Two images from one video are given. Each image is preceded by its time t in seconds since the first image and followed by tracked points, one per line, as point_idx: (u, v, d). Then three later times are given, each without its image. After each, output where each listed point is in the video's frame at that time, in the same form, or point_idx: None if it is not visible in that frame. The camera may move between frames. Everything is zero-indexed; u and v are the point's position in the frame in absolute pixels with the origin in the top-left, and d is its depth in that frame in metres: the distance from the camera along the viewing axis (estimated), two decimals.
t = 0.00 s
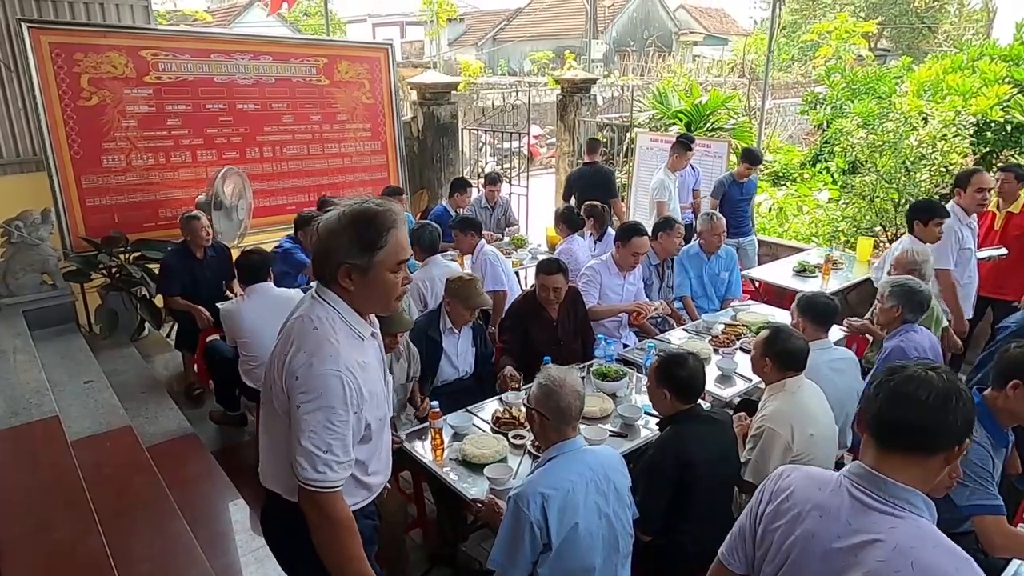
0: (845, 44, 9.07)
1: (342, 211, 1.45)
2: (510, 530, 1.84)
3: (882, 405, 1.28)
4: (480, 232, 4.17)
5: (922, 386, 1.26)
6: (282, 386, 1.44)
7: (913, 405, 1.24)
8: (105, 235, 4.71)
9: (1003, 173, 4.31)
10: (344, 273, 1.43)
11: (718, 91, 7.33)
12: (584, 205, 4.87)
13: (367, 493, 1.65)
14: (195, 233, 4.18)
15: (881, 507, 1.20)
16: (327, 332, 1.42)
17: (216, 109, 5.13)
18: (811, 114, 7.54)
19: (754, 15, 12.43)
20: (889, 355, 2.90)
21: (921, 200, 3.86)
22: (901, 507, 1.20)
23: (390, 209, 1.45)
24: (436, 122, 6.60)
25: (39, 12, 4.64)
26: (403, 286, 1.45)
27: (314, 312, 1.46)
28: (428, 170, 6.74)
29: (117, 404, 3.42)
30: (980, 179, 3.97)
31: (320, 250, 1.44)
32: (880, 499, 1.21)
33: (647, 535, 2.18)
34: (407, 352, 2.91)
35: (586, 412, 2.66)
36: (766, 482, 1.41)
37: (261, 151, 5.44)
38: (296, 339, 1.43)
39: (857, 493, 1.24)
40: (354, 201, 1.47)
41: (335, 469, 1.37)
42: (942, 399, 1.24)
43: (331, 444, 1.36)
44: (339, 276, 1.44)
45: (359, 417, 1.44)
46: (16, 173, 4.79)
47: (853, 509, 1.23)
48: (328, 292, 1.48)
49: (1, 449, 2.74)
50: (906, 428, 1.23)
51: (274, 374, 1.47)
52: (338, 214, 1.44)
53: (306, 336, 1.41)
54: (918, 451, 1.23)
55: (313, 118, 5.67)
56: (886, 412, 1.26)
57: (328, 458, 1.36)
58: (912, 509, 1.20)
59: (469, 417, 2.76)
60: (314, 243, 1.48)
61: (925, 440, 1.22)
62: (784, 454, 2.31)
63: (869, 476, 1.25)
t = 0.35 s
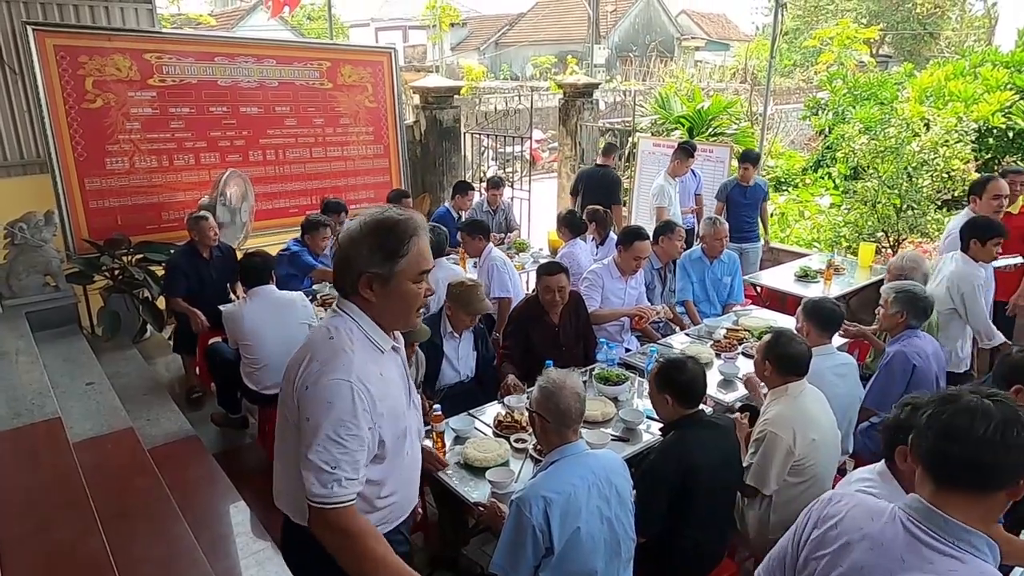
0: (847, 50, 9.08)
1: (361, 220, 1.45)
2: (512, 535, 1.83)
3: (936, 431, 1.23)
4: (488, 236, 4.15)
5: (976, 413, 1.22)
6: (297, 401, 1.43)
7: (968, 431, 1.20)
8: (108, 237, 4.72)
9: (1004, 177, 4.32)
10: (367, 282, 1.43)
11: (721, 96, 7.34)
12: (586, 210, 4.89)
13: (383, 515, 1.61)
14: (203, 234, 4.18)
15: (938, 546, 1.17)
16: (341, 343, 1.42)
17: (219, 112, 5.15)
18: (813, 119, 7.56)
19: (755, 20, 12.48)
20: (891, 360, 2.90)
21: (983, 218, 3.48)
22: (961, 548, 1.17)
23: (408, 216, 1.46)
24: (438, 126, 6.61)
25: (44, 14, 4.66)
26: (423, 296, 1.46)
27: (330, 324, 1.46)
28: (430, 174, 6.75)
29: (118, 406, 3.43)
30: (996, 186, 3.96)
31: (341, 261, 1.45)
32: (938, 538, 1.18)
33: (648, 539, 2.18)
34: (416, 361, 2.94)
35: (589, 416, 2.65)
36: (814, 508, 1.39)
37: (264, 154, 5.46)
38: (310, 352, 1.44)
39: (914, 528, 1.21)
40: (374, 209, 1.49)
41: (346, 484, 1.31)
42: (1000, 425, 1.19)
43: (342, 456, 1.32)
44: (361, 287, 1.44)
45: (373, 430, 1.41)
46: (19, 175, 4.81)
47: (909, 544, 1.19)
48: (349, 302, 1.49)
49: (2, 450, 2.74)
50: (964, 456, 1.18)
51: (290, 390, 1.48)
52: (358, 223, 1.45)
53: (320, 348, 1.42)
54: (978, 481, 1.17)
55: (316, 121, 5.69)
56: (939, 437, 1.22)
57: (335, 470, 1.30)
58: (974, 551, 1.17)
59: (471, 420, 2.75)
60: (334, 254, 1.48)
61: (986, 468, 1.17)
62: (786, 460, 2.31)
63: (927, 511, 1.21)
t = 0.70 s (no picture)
0: (849, 58, 9.10)
1: (500, 311, 1.29)
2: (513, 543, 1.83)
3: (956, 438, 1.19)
4: (495, 242, 4.15)
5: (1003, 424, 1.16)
6: (471, 505, 1.19)
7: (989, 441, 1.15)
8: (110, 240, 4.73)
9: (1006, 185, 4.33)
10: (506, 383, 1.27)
11: (723, 104, 7.36)
12: (589, 216, 4.90)
13: None
14: (205, 238, 4.18)
15: (955, 560, 1.16)
16: (498, 425, 1.25)
17: (223, 116, 5.16)
18: (815, 127, 7.57)
19: (758, 28, 12.51)
20: (893, 368, 2.89)
21: None
22: (979, 562, 1.14)
23: (542, 304, 1.35)
24: (441, 131, 6.62)
25: (50, 19, 4.69)
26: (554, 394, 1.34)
27: (462, 414, 1.25)
28: (432, 180, 6.76)
29: (119, 410, 3.42)
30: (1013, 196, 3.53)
31: (478, 355, 1.26)
32: (956, 551, 1.17)
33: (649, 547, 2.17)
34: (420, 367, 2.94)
35: (589, 423, 2.65)
36: (840, 513, 1.43)
37: (267, 159, 5.47)
38: (461, 437, 1.22)
39: (933, 541, 1.20)
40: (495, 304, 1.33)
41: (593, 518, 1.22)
42: None
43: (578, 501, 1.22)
44: (496, 385, 1.27)
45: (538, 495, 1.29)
46: (23, 178, 4.83)
47: (925, 556, 1.20)
48: (470, 395, 1.28)
49: (4, 453, 2.74)
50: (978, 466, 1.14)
51: (436, 499, 1.21)
52: (498, 314, 1.28)
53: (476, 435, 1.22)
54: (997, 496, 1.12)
55: (319, 126, 5.70)
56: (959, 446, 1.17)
57: (597, 510, 1.21)
58: (993, 566, 1.14)
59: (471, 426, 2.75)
60: (458, 343, 1.28)
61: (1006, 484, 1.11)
62: (786, 466, 2.30)
63: (945, 523, 1.19)
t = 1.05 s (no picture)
0: (853, 68, 9.10)
1: (582, 324, 1.20)
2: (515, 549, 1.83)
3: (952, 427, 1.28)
4: (500, 249, 4.16)
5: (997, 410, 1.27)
6: (556, 539, 1.09)
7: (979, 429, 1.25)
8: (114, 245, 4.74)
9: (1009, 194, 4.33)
10: (585, 402, 1.19)
11: (727, 112, 7.37)
12: (592, 224, 4.90)
13: None
14: (207, 243, 4.19)
15: (929, 535, 1.25)
16: (578, 449, 1.18)
17: (228, 122, 5.19)
18: (819, 136, 7.57)
19: (762, 36, 12.52)
20: (897, 378, 2.88)
21: None
22: (949, 539, 1.23)
23: (621, 316, 1.27)
24: (445, 138, 6.63)
25: (58, 24, 4.73)
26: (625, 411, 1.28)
27: (540, 437, 1.16)
28: (436, 186, 6.77)
29: (121, 414, 3.43)
30: None
31: (559, 374, 1.16)
32: (932, 530, 1.26)
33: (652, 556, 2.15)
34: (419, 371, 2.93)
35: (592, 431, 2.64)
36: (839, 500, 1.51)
37: (272, 165, 5.49)
38: (540, 465, 1.13)
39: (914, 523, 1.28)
40: (570, 313, 1.23)
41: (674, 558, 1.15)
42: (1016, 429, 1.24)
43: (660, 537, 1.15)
44: (574, 405, 1.19)
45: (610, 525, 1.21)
46: (29, 182, 4.85)
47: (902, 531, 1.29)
48: (545, 417, 1.19)
49: (6, 456, 2.74)
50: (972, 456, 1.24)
51: (516, 533, 1.10)
52: (580, 328, 1.19)
53: (558, 460, 1.14)
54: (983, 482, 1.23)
55: (323, 133, 5.72)
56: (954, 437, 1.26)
57: (694, 541, 1.15)
58: (962, 544, 1.23)
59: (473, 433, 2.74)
60: (535, 358, 1.18)
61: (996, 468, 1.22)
62: (789, 474, 2.29)
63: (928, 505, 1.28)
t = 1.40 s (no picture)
0: (858, 79, 9.12)
1: (550, 292, 1.19)
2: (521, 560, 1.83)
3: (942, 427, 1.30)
4: (504, 256, 4.16)
5: (992, 420, 1.28)
6: (518, 515, 1.09)
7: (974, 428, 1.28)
8: (120, 249, 4.77)
9: (1014, 205, 4.33)
10: (556, 371, 1.18)
11: (731, 122, 7.38)
12: (596, 232, 4.90)
13: None
14: (209, 248, 4.20)
15: (950, 553, 1.25)
16: (544, 423, 1.16)
17: (235, 128, 5.22)
18: (823, 146, 7.58)
19: (767, 46, 12.55)
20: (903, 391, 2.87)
21: None
22: (973, 552, 1.24)
23: (592, 284, 1.26)
24: (450, 146, 6.66)
25: (67, 31, 4.77)
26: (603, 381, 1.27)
27: (505, 413, 1.15)
28: (441, 194, 6.78)
29: (125, 418, 3.43)
30: None
31: (529, 342, 1.16)
32: (949, 544, 1.25)
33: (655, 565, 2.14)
34: (418, 373, 2.93)
35: (595, 439, 2.63)
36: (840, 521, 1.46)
37: (277, 171, 5.52)
38: (501, 441, 1.12)
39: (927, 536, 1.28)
40: (538, 281, 1.23)
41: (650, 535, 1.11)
42: (1010, 433, 1.28)
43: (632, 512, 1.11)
44: (546, 374, 1.18)
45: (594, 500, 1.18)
46: (36, 187, 4.88)
47: (921, 553, 1.27)
48: (517, 390, 1.19)
49: (10, 458, 2.75)
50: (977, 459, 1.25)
51: (482, 512, 1.11)
52: (548, 296, 1.19)
53: (517, 434, 1.12)
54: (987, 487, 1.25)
55: (329, 140, 5.75)
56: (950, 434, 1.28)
57: (658, 536, 1.09)
58: (984, 554, 1.24)
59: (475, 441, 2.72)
60: (505, 329, 1.18)
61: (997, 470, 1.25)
62: (796, 483, 2.28)
63: (937, 521, 1.28)
